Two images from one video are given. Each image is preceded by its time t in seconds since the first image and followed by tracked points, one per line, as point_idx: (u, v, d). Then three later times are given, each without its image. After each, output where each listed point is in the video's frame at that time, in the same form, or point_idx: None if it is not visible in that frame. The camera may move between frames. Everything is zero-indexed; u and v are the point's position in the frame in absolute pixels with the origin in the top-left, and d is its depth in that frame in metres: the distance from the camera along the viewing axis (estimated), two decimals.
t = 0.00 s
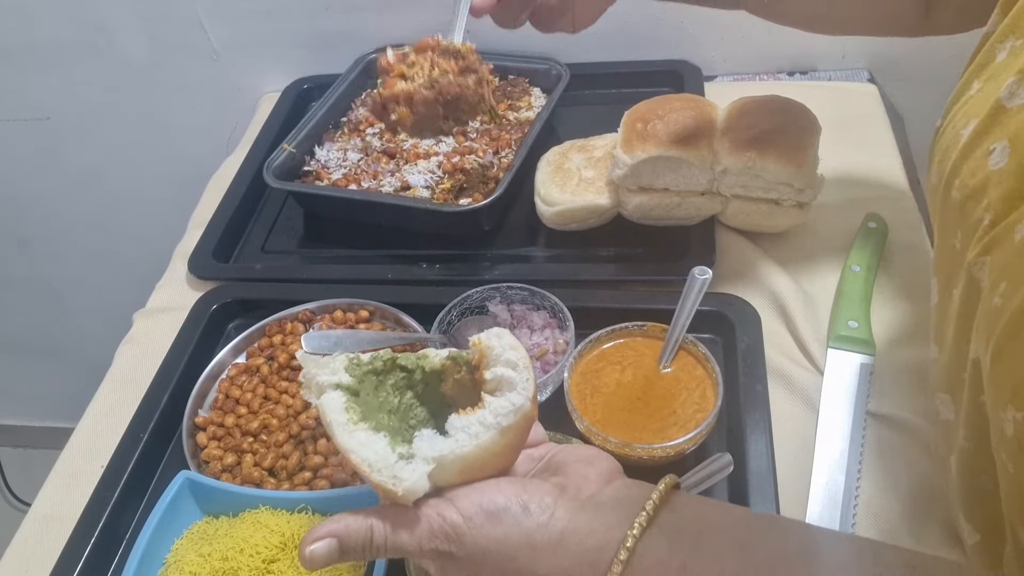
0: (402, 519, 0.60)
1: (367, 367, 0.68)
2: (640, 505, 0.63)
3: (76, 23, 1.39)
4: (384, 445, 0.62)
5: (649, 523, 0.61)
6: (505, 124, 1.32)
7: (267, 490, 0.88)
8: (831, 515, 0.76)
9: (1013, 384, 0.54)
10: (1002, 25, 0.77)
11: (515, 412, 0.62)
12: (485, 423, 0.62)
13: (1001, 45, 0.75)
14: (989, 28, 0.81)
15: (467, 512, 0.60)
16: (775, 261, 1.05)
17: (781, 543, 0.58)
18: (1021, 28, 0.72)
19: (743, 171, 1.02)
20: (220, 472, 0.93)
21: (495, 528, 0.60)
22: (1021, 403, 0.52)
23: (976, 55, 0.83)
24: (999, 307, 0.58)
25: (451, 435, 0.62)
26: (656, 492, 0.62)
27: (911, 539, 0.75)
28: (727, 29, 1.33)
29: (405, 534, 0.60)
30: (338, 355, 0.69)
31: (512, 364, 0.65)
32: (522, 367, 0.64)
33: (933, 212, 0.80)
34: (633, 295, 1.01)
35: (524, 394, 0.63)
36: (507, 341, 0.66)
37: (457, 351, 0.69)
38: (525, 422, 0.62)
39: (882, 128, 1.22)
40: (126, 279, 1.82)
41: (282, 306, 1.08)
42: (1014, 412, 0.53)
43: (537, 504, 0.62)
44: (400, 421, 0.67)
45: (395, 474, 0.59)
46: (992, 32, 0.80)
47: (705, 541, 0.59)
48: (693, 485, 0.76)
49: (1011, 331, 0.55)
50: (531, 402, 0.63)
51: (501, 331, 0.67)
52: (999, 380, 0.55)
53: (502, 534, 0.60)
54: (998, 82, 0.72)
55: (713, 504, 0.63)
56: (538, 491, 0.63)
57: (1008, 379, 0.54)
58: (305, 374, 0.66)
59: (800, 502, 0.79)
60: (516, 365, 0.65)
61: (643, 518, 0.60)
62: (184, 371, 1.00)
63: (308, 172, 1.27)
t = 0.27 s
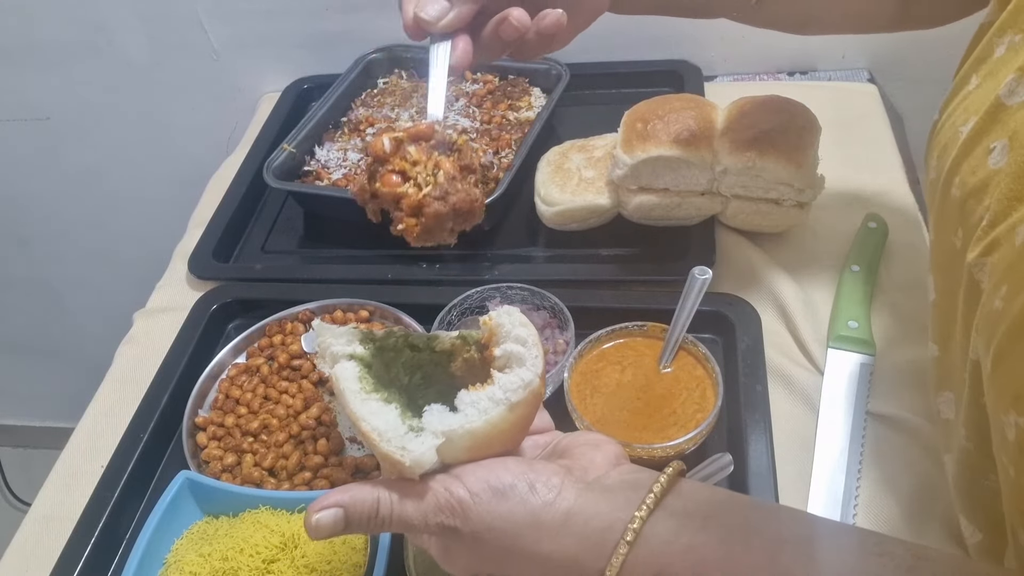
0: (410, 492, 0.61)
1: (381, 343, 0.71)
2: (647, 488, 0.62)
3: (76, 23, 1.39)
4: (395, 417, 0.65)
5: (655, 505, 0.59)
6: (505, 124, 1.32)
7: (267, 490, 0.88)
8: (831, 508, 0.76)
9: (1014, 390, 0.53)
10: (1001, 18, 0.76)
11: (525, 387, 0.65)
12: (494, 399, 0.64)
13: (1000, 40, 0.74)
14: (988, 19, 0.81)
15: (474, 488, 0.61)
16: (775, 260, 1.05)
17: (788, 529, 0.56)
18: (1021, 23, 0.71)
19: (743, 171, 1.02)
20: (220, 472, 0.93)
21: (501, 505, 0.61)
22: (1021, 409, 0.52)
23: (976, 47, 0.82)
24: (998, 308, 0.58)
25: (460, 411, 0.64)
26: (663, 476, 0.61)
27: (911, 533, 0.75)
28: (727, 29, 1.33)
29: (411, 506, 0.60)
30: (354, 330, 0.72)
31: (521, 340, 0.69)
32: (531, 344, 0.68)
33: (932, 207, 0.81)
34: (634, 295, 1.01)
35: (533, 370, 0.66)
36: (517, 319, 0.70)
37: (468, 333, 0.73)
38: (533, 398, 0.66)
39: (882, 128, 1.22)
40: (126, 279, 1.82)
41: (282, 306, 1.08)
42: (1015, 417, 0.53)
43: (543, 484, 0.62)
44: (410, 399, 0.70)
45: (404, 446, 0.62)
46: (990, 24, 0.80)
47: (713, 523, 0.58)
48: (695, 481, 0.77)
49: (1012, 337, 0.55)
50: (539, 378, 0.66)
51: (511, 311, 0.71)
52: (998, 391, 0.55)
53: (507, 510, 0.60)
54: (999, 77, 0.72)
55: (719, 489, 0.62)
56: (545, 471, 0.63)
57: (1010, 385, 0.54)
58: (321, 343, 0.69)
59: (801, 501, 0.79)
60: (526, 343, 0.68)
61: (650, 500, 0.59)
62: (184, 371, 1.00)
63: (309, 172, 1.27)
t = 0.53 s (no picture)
0: (427, 472, 0.63)
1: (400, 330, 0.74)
2: (659, 474, 0.62)
3: (76, 23, 1.39)
4: (414, 399, 0.66)
5: (665, 493, 0.60)
6: (504, 124, 1.33)
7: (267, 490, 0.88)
8: (832, 496, 0.77)
9: (1017, 395, 0.54)
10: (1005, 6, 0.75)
11: (538, 370, 0.67)
12: (508, 383, 0.66)
13: (1004, 30, 0.73)
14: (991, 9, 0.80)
15: (489, 471, 0.62)
16: (775, 260, 1.05)
17: (794, 518, 0.57)
18: None
19: (743, 171, 1.02)
20: (220, 472, 0.93)
21: (516, 489, 0.61)
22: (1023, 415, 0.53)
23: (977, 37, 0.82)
24: (1000, 312, 0.57)
25: (475, 396, 0.65)
26: (674, 465, 0.61)
27: (911, 527, 0.76)
28: (728, 29, 1.33)
29: (428, 485, 0.62)
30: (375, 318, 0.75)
31: (534, 326, 0.71)
32: (544, 330, 0.70)
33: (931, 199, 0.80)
34: (634, 295, 1.01)
35: (546, 355, 0.68)
36: (529, 306, 0.72)
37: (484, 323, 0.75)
38: (547, 382, 0.67)
39: (882, 127, 1.22)
40: (126, 279, 1.82)
41: (282, 306, 1.08)
42: (1017, 423, 0.53)
43: (557, 469, 0.62)
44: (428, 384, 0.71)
45: (421, 426, 0.63)
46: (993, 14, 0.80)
47: (720, 513, 0.58)
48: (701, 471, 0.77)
49: (1013, 341, 0.54)
50: (551, 363, 0.68)
51: (523, 299, 0.74)
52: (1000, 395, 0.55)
53: (522, 491, 0.61)
54: (1005, 69, 0.71)
55: (729, 479, 0.62)
56: (559, 456, 0.63)
57: (1013, 391, 0.54)
58: (343, 329, 0.73)
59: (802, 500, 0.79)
60: (539, 328, 0.70)
61: (660, 488, 0.59)
62: (183, 371, 1.00)
63: (308, 172, 1.27)
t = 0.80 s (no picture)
0: (442, 458, 0.64)
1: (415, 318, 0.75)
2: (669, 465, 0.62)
3: (76, 23, 1.39)
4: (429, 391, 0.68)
5: (674, 484, 0.60)
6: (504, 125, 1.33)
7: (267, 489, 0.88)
8: (834, 485, 0.78)
9: (1020, 403, 0.54)
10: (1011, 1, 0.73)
11: (553, 361, 0.69)
12: (525, 373, 0.68)
13: (1010, 24, 0.71)
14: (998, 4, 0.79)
15: (502, 456, 0.63)
16: (776, 260, 1.05)
17: (801, 511, 0.57)
18: None
19: (743, 171, 1.02)
20: (220, 472, 0.93)
21: (527, 473, 0.62)
22: None
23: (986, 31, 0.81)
24: (1004, 317, 0.57)
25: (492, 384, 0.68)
26: (685, 456, 0.61)
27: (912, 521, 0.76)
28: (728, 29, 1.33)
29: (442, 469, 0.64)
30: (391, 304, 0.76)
31: (550, 318, 0.72)
32: (560, 322, 0.72)
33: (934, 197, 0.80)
34: (634, 294, 1.01)
35: (562, 346, 0.70)
36: (545, 298, 0.74)
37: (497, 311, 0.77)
38: (561, 373, 0.69)
39: (882, 127, 1.22)
40: (126, 280, 1.82)
41: (282, 306, 1.08)
42: (1022, 429, 0.53)
43: (569, 456, 0.63)
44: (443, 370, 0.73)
45: (434, 419, 0.65)
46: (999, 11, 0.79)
47: (727, 506, 0.58)
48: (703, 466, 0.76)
49: (1016, 345, 0.54)
50: (566, 353, 0.70)
51: (538, 291, 0.75)
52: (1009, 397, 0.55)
53: (535, 476, 0.62)
54: (1011, 66, 0.70)
55: (738, 470, 0.62)
56: (572, 444, 0.64)
57: (1016, 399, 0.54)
58: (360, 318, 0.73)
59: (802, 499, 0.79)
60: (554, 320, 0.72)
61: (670, 478, 0.60)
62: (183, 371, 1.00)
63: (309, 172, 1.27)
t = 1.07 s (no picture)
0: (439, 463, 0.64)
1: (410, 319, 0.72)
2: (668, 477, 0.63)
3: (76, 22, 1.39)
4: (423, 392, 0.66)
5: (675, 496, 0.60)
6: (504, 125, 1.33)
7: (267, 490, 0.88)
8: (831, 495, 0.77)
9: None
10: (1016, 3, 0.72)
11: (556, 369, 0.65)
12: (525, 379, 0.65)
13: (1014, 27, 0.70)
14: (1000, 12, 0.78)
15: (500, 465, 0.63)
16: (775, 260, 1.05)
17: (801, 522, 0.57)
18: None
19: (743, 170, 1.02)
20: (220, 472, 0.93)
21: (525, 483, 0.62)
22: None
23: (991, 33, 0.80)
24: (1009, 326, 0.56)
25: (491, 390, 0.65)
26: (685, 467, 0.62)
27: (912, 530, 0.75)
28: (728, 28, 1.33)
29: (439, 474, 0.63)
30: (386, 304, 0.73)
31: (553, 324, 0.69)
32: (563, 328, 0.68)
33: (938, 201, 0.79)
34: (634, 295, 1.01)
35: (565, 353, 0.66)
36: (549, 302, 0.70)
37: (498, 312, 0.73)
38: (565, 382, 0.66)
39: (882, 127, 1.23)
40: (126, 279, 1.82)
41: (282, 306, 1.08)
42: None
43: (567, 466, 0.63)
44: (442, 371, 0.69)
45: (431, 419, 0.64)
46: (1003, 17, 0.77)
47: (729, 517, 0.59)
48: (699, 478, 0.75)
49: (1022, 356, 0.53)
50: (569, 362, 0.66)
51: (543, 293, 0.71)
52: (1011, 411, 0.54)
53: (533, 487, 0.62)
54: (1018, 71, 0.69)
55: (738, 480, 0.63)
56: (571, 453, 0.64)
57: (1019, 413, 0.53)
58: (351, 322, 0.71)
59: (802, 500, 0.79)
60: (558, 326, 0.69)
61: (670, 491, 0.60)
62: (183, 370, 1.00)
63: (309, 172, 1.27)
